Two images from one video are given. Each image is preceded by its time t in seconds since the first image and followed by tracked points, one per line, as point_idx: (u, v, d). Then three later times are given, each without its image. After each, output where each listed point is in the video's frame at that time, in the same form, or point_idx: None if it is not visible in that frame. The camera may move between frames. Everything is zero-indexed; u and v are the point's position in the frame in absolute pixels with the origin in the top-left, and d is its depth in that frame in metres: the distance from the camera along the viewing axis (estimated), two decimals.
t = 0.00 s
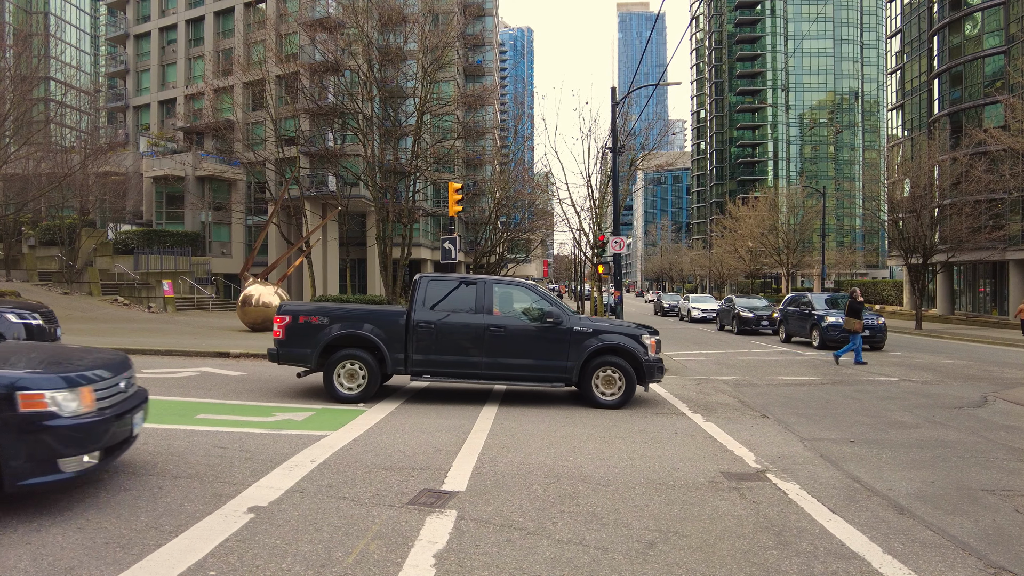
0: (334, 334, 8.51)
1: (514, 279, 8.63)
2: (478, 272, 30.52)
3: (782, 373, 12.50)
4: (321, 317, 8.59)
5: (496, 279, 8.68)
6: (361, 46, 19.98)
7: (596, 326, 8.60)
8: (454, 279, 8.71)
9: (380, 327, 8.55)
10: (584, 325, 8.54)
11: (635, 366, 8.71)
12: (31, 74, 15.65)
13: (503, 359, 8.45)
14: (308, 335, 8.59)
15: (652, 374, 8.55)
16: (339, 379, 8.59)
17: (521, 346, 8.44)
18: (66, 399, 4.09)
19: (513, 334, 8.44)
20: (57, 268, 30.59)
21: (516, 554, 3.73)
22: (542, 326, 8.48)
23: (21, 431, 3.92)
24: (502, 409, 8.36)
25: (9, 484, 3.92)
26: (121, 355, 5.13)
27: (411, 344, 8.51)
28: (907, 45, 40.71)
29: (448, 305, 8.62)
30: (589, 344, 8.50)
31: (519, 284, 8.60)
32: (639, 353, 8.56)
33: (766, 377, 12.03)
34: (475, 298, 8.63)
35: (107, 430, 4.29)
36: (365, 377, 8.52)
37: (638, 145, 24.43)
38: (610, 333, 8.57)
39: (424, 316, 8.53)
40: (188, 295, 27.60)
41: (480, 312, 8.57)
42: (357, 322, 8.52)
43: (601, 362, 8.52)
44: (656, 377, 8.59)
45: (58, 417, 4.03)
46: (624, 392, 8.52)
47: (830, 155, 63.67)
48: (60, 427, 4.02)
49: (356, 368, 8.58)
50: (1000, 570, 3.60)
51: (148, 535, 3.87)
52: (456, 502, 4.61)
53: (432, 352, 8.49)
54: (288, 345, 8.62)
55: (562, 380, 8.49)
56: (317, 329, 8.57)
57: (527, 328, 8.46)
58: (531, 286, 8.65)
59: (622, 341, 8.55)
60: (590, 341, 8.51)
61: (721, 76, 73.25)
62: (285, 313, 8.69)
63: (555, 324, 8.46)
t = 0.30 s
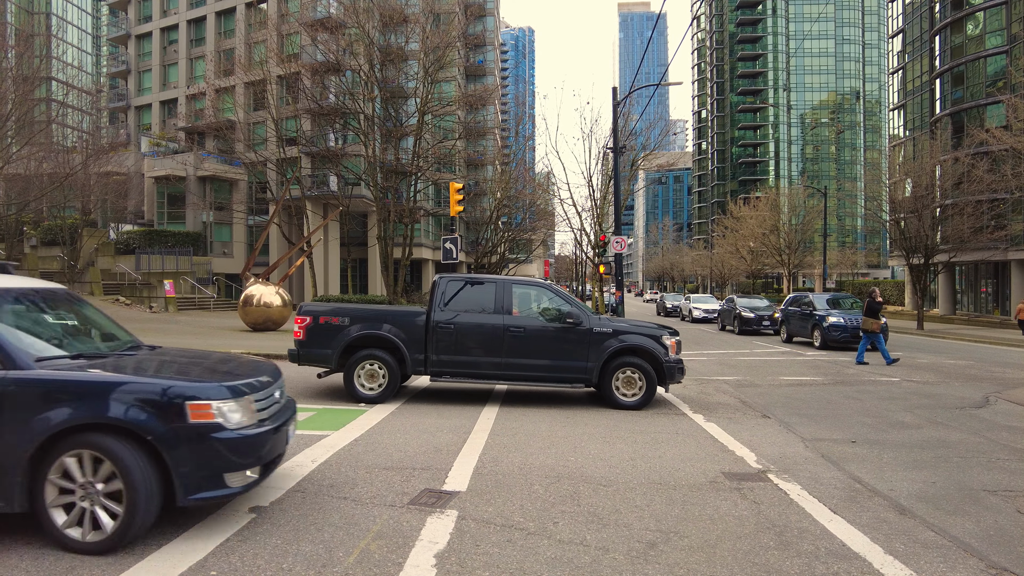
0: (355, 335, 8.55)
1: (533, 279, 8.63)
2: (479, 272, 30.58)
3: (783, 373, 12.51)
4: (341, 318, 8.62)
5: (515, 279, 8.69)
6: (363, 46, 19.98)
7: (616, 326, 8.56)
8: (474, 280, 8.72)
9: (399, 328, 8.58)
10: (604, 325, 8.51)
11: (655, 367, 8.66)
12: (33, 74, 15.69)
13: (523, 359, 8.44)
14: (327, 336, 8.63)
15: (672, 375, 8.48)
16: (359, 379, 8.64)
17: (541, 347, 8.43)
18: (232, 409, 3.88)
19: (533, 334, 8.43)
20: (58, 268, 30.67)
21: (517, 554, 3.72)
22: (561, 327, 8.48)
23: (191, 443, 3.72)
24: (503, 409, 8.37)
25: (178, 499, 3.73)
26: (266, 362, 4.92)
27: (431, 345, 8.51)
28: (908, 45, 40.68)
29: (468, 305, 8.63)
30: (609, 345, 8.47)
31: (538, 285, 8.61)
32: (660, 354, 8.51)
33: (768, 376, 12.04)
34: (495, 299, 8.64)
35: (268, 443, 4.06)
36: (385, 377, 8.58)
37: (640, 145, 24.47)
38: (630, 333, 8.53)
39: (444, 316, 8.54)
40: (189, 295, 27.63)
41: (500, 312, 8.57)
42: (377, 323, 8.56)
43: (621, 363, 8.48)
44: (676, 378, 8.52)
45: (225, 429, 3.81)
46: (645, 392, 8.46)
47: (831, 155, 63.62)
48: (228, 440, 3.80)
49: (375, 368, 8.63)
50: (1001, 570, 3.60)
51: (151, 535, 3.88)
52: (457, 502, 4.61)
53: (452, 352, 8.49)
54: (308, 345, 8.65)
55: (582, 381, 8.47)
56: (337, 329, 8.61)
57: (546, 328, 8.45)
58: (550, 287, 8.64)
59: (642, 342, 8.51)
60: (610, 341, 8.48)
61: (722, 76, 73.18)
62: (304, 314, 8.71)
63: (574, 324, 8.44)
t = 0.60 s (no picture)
0: (375, 335, 8.57)
1: (550, 279, 8.63)
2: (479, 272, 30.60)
3: (784, 373, 12.52)
4: (360, 319, 8.65)
5: (533, 280, 8.69)
6: (364, 47, 19.99)
7: (634, 327, 8.55)
8: (492, 280, 8.73)
9: (418, 329, 8.60)
10: (622, 326, 8.51)
11: (673, 368, 8.62)
12: (36, 74, 15.72)
13: (541, 359, 8.46)
14: (348, 337, 8.63)
15: (691, 375, 8.47)
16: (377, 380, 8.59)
17: (559, 347, 8.44)
18: (403, 426, 3.58)
19: (550, 335, 8.45)
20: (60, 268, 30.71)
21: (519, 554, 3.73)
22: (580, 327, 8.48)
23: (362, 464, 3.43)
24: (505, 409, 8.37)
25: (351, 525, 3.44)
26: (420, 370, 4.63)
27: (448, 345, 8.53)
28: (910, 45, 40.62)
29: (486, 306, 8.65)
30: (626, 346, 8.46)
31: (556, 286, 8.60)
32: (678, 355, 8.49)
33: (769, 377, 12.05)
34: (513, 299, 8.64)
35: (437, 462, 3.74)
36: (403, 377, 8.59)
37: (641, 145, 24.51)
38: (648, 334, 8.52)
39: (462, 317, 8.56)
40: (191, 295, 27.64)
41: (517, 313, 8.58)
42: (396, 324, 8.59)
43: (639, 364, 8.45)
44: (695, 379, 8.50)
45: (397, 449, 3.51)
46: (664, 393, 8.41)
47: (833, 155, 63.56)
48: (399, 460, 3.49)
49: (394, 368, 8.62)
50: (1004, 571, 3.60)
51: (154, 540, 3.91)
52: (458, 502, 4.62)
53: (470, 352, 8.50)
54: (326, 346, 8.64)
55: (600, 382, 8.46)
56: (356, 330, 8.60)
57: (564, 329, 8.45)
58: (568, 287, 8.63)
59: (661, 342, 8.49)
60: (628, 342, 8.48)
61: (723, 76, 73.13)
62: (323, 314, 8.70)
63: (592, 325, 8.45)
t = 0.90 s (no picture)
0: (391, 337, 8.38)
1: (565, 280, 8.61)
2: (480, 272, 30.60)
3: (786, 373, 12.52)
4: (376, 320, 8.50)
5: (548, 280, 8.68)
6: (365, 47, 20.02)
7: (649, 327, 8.57)
8: (507, 281, 8.68)
9: (435, 330, 8.54)
10: (637, 326, 8.53)
11: (688, 368, 8.64)
12: (38, 74, 15.76)
13: (555, 360, 8.48)
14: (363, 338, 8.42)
15: (707, 376, 8.48)
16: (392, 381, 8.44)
17: (574, 348, 8.47)
18: (603, 449, 3.21)
19: (565, 336, 8.47)
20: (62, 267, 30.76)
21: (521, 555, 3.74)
22: (595, 328, 8.50)
23: (567, 492, 3.06)
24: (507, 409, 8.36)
25: (550, 564, 3.06)
26: (588, 383, 4.24)
27: (464, 346, 8.49)
28: (912, 45, 40.56)
29: (500, 306, 8.62)
30: (641, 346, 8.48)
31: (572, 286, 8.58)
32: (694, 355, 8.51)
33: (770, 377, 12.05)
34: (527, 299, 8.62)
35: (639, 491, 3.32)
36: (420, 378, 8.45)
37: (643, 145, 24.55)
38: (663, 334, 8.54)
39: (476, 317, 8.52)
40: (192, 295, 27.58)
41: (532, 313, 8.58)
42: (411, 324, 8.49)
43: (655, 365, 8.47)
44: (710, 379, 8.52)
45: (601, 478, 3.12)
46: (680, 393, 8.44)
47: (834, 155, 63.51)
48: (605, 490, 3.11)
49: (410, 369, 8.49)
50: (1004, 571, 3.59)
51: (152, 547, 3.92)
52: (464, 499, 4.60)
53: (483, 354, 8.46)
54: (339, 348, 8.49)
55: (615, 382, 8.50)
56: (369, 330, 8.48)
57: (579, 329, 8.47)
58: (583, 288, 8.63)
59: (676, 343, 8.51)
60: (643, 342, 8.49)
61: (725, 76, 73.10)
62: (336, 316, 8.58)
63: (608, 325, 8.47)
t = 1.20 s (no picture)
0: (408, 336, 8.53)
1: (579, 281, 8.69)
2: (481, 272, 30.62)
3: (787, 373, 12.51)
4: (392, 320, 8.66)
5: (562, 281, 8.78)
6: (366, 47, 20.07)
7: (662, 329, 8.60)
8: (521, 282, 8.80)
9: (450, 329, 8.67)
10: (651, 327, 8.57)
11: (702, 368, 8.54)
12: (40, 75, 15.80)
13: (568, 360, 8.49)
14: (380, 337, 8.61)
15: (720, 376, 8.36)
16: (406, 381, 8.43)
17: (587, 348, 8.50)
18: (881, 496, 2.51)
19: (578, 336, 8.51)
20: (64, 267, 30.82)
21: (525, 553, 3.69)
22: (609, 328, 8.55)
23: (840, 549, 2.39)
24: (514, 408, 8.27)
25: None
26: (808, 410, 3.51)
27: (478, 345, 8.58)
28: (914, 44, 40.56)
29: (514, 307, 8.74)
30: (654, 347, 8.50)
31: (586, 286, 8.67)
32: (707, 356, 8.43)
33: (771, 377, 12.03)
34: (541, 300, 8.69)
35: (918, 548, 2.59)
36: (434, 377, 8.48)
37: (643, 145, 24.63)
38: (676, 334, 8.54)
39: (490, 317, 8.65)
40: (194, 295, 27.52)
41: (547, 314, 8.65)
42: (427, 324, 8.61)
43: (668, 364, 8.42)
44: (725, 380, 8.39)
45: (885, 532, 2.43)
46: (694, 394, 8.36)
47: (835, 154, 63.53)
48: (890, 547, 2.40)
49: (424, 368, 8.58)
50: (1005, 572, 3.58)
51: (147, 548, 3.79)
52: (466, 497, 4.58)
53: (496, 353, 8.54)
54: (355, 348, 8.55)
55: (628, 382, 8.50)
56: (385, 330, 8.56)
57: (592, 330, 8.52)
58: (597, 289, 8.72)
59: (689, 343, 8.49)
60: (656, 343, 8.50)
61: (726, 75, 73.05)
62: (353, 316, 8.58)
63: (621, 325, 8.52)
